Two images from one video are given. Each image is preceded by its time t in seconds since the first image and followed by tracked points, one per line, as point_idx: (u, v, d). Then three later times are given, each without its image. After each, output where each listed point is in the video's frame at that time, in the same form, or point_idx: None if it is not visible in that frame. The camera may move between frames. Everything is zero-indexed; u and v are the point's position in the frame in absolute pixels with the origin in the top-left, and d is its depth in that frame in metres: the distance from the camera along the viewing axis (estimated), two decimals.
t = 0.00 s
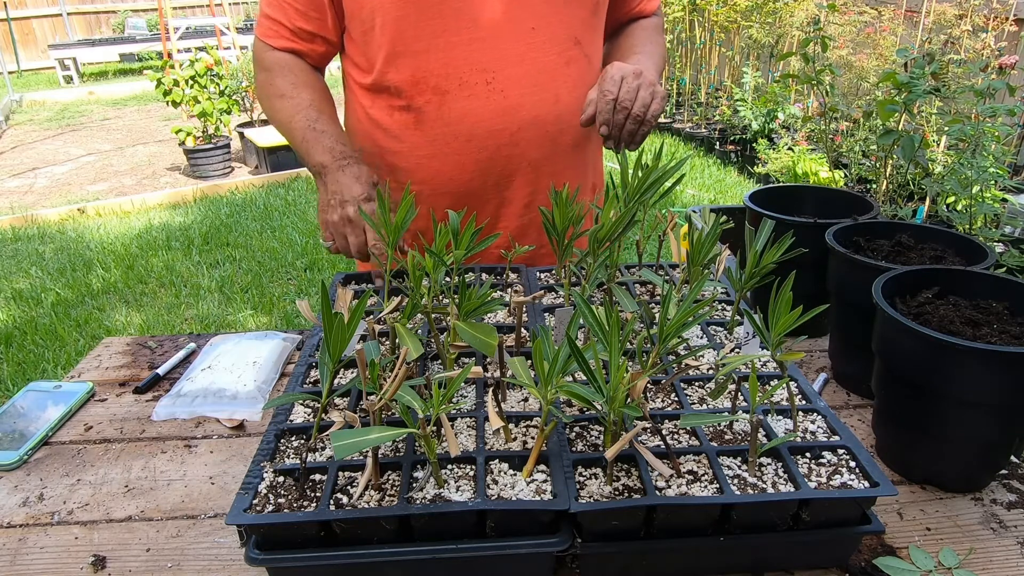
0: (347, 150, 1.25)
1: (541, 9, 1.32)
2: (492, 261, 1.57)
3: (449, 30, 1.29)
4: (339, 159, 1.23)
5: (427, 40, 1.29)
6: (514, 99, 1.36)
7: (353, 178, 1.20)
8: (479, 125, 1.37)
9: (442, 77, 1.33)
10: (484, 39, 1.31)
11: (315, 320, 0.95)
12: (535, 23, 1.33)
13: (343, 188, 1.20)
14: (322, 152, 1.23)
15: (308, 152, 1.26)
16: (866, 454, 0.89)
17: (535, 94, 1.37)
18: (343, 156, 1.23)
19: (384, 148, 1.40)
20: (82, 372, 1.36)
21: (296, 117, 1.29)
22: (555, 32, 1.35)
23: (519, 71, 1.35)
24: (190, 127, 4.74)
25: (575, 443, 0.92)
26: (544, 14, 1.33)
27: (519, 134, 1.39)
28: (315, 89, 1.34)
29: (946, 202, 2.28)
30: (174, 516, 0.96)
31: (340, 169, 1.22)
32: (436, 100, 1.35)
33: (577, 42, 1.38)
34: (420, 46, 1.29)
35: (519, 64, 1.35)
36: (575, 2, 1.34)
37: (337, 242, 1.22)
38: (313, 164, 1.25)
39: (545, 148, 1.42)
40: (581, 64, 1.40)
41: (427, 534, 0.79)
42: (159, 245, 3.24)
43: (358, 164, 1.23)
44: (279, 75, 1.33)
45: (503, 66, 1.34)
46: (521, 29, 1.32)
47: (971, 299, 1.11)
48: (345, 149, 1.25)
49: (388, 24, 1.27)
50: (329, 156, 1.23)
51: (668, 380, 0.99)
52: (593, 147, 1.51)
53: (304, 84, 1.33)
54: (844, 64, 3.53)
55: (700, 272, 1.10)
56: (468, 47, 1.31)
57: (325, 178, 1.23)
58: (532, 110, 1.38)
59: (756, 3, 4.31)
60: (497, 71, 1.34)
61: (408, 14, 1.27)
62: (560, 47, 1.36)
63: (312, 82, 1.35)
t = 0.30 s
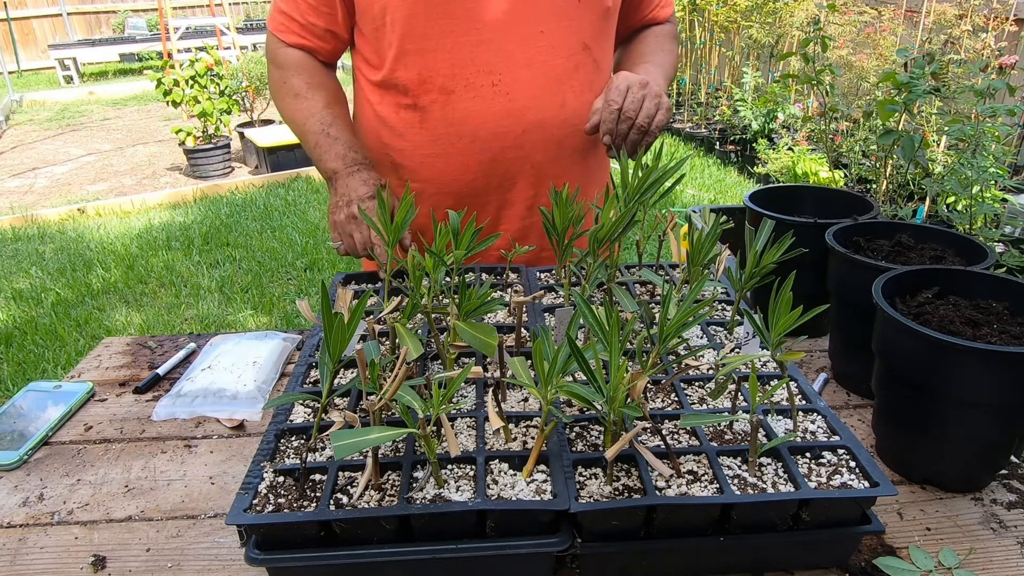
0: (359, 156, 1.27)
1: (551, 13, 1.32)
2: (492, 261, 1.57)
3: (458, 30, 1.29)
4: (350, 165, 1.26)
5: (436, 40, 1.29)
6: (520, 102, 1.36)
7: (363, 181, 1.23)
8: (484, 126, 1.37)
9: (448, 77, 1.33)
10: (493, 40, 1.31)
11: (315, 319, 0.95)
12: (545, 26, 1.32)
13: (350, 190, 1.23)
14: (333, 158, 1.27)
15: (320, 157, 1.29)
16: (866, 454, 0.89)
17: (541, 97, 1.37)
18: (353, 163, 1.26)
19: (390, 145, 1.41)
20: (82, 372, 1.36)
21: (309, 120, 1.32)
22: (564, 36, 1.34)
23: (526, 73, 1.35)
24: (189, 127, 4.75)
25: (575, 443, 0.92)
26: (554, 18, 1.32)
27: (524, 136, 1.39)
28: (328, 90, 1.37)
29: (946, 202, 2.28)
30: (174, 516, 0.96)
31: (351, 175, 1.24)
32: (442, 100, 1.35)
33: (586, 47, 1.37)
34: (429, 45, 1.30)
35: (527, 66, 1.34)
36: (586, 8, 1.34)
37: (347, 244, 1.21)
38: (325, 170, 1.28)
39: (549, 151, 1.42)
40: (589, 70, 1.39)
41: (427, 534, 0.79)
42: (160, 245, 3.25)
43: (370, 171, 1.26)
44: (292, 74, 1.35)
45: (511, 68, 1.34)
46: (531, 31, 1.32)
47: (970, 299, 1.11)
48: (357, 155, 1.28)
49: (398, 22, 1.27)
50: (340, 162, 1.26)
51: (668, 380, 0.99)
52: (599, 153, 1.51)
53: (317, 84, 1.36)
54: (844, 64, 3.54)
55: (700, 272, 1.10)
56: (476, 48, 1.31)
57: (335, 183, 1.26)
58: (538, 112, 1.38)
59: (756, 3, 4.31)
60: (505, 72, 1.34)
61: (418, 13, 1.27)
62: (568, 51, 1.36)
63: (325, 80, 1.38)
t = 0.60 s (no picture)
0: (361, 161, 1.29)
1: (562, 16, 1.31)
2: (495, 262, 1.57)
3: (467, 32, 1.30)
4: (355, 170, 1.28)
5: (446, 41, 1.30)
6: (527, 104, 1.36)
7: (364, 189, 1.24)
8: (490, 127, 1.37)
9: (457, 78, 1.34)
10: (503, 42, 1.31)
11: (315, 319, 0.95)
12: (554, 28, 1.32)
13: (353, 197, 1.24)
14: (338, 162, 1.29)
15: (325, 159, 1.31)
16: (866, 454, 0.89)
17: (548, 100, 1.36)
18: (358, 168, 1.28)
19: (397, 144, 1.42)
20: (82, 372, 1.36)
21: (317, 122, 1.34)
22: (574, 39, 1.34)
23: (535, 76, 1.35)
24: (189, 127, 4.75)
25: (575, 443, 0.92)
26: (564, 21, 1.32)
27: (530, 138, 1.39)
28: (338, 92, 1.39)
29: (946, 203, 2.28)
30: (174, 516, 0.96)
31: (354, 181, 1.26)
32: (450, 100, 1.35)
33: (596, 51, 1.36)
34: (438, 46, 1.30)
35: (535, 69, 1.34)
36: (597, 11, 1.33)
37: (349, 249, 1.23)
38: (329, 173, 1.30)
39: (555, 154, 1.42)
40: (599, 73, 1.38)
41: (427, 534, 0.79)
42: (160, 245, 3.25)
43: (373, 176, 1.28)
44: (304, 74, 1.37)
45: (520, 70, 1.34)
46: (540, 34, 1.31)
47: (970, 299, 1.11)
48: (361, 160, 1.30)
49: (409, 22, 1.29)
50: (344, 167, 1.28)
51: (668, 380, 0.99)
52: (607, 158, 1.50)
53: (329, 85, 1.38)
54: (844, 64, 3.54)
55: (700, 272, 1.10)
56: (485, 50, 1.31)
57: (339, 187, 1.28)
58: (545, 115, 1.37)
59: (756, 3, 4.31)
60: (513, 74, 1.34)
61: (429, 13, 1.28)
62: (578, 54, 1.35)
63: (336, 81, 1.40)
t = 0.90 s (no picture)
0: (372, 161, 1.31)
1: (572, 16, 1.31)
2: (496, 261, 1.57)
3: (476, 32, 1.30)
4: (365, 170, 1.29)
5: (455, 40, 1.31)
6: (536, 104, 1.36)
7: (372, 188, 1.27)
8: (498, 127, 1.37)
9: (465, 78, 1.35)
10: (512, 42, 1.31)
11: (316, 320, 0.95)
12: (564, 28, 1.31)
13: (359, 196, 1.27)
14: (349, 162, 1.30)
15: (337, 158, 1.33)
16: (866, 454, 0.89)
17: (556, 100, 1.36)
18: (368, 168, 1.30)
19: (407, 143, 1.43)
20: (81, 372, 1.36)
21: (331, 121, 1.35)
22: (584, 40, 1.33)
23: (544, 76, 1.34)
24: (189, 127, 4.75)
25: (575, 443, 0.92)
26: (573, 21, 1.31)
27: (538, 138, 1.39)
28: (352, 92, 1.40)
29: (946, 203, 2.28)
30: (173, 516, 0.96)
31: (362, 181, 1.28)
32: (458, 99, 1.36)
33: (606, 52, 1.36)
34: (447, 45, 1.31)
35: (544, 69, 1.34)
36: (608, 12, 1.33)
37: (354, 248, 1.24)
38: (340, 173, 1.31)
39: (563, 155, 1.42)
40: (609, 74, 1.38)
41: (426, 534, 0.79)
42: (160, 245, 3.25)
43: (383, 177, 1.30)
44: (320, 73, 1.38)
45: (528, 70, 1.34)
46: (550, 33, 1.31)
47: (970, 299, 1.11)
48: (371, 160, 1.31)
49: (419, 21, 1.29)
50: (354, 166, 1.29)
51: (668, 380, 0.99)
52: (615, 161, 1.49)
53: (344, 85, 1.39)
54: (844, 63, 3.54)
55: (700, 272, 1.10)
56: (493, 49, 1.32)
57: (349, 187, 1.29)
58: (553, 116, 1.37)
59: (756, 3, 4.31)
60: (521, 74, 1.34)
61: (439, 12, 1.28)
62: (587, 54, 1.35)
63: (351, 80, 1.40)
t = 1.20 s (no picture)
0: (371, 164, 1.31)
1: (574, 17, 1.31)
2: (496, 261, 1.57)
3: (478, 31, 1.30)
4: (363, 172, 1.30)
5: (457, 40, 1.31)
6: (536, 105, 1.36)
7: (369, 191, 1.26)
8: (497, 127, 1.37)
9: (466, 77, 1.35)
10: (513, 42, 1.31)
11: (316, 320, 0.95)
12: (566, 29, 1.31)
13: (358, 196, 1.27)
14: (348, 164, 1.30)
15: (337, 159, 1.33)
16: (866, 454, 0.89)
17: (557, 101, 1.36)
18: (366, 170, 1.30)
19: (408, 142, 1.43)
20: (82, 372, 1.36)
21: (333, 122, 1.36)
22: (586, 40, 1.33)
23: (545, 76, 1.34)
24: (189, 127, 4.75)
25: (575, 443, 0.92)
26: (575, 22, 1.31)
27: (537, 139, 1.39)
28: (357, 93, 1.40)
29: (946, 203, 2.28)
30: (173, 516, 0.96)
31: (361, 183, 1.28)
32: (458, 99, 1.36)
33: (607, 53, 1.36)
34: (448, 45, 1.32)
35: (545, 69, 1.34)
36: (611, 13, 1.33)
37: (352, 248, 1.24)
38: (338, 173, 1.32)
39: (563, 156, 1.42)
40: (610, 75, 1.38)
41: (426, 534, 0.79)
42: (160, 245, 3.25)
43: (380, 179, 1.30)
44: (325, 73, 1.39)
45: (529, 69, 1.34)
46: (552, 34, 1.31)
47: (970, 299, 1.11)
48: (370, 162, 1.31)
49: (422, 20, 1.30)
50: (353, 168, 1.30)
51: (668, 380, 0.99)
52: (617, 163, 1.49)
53: (348, 86, 1.39)
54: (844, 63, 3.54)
55: (700, 272, 1.10)
56: (494, 49, 1.32)
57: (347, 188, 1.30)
58: (553, 116, 1.37)
59: (756, 3, 4.31)
60: (522, 74, 1.34)
61: (441, 12, 1.29)
62: (588, 55, 1.35)
63: (357, 81, 1.40)
